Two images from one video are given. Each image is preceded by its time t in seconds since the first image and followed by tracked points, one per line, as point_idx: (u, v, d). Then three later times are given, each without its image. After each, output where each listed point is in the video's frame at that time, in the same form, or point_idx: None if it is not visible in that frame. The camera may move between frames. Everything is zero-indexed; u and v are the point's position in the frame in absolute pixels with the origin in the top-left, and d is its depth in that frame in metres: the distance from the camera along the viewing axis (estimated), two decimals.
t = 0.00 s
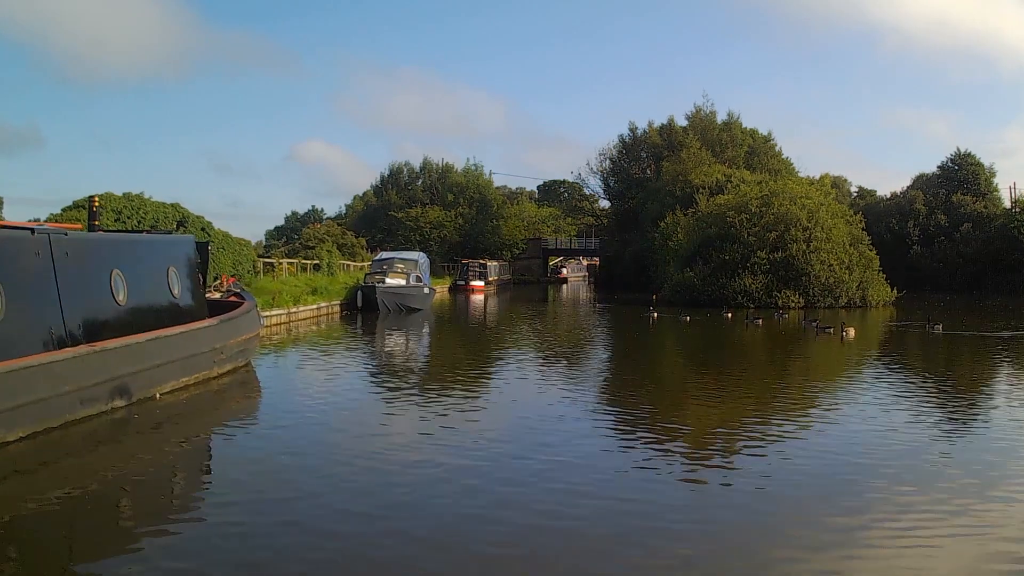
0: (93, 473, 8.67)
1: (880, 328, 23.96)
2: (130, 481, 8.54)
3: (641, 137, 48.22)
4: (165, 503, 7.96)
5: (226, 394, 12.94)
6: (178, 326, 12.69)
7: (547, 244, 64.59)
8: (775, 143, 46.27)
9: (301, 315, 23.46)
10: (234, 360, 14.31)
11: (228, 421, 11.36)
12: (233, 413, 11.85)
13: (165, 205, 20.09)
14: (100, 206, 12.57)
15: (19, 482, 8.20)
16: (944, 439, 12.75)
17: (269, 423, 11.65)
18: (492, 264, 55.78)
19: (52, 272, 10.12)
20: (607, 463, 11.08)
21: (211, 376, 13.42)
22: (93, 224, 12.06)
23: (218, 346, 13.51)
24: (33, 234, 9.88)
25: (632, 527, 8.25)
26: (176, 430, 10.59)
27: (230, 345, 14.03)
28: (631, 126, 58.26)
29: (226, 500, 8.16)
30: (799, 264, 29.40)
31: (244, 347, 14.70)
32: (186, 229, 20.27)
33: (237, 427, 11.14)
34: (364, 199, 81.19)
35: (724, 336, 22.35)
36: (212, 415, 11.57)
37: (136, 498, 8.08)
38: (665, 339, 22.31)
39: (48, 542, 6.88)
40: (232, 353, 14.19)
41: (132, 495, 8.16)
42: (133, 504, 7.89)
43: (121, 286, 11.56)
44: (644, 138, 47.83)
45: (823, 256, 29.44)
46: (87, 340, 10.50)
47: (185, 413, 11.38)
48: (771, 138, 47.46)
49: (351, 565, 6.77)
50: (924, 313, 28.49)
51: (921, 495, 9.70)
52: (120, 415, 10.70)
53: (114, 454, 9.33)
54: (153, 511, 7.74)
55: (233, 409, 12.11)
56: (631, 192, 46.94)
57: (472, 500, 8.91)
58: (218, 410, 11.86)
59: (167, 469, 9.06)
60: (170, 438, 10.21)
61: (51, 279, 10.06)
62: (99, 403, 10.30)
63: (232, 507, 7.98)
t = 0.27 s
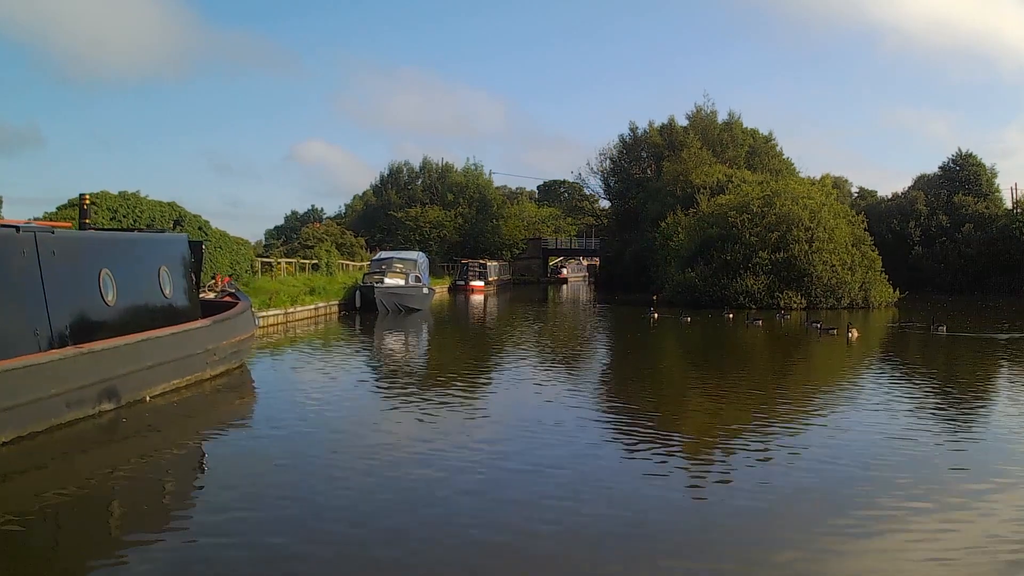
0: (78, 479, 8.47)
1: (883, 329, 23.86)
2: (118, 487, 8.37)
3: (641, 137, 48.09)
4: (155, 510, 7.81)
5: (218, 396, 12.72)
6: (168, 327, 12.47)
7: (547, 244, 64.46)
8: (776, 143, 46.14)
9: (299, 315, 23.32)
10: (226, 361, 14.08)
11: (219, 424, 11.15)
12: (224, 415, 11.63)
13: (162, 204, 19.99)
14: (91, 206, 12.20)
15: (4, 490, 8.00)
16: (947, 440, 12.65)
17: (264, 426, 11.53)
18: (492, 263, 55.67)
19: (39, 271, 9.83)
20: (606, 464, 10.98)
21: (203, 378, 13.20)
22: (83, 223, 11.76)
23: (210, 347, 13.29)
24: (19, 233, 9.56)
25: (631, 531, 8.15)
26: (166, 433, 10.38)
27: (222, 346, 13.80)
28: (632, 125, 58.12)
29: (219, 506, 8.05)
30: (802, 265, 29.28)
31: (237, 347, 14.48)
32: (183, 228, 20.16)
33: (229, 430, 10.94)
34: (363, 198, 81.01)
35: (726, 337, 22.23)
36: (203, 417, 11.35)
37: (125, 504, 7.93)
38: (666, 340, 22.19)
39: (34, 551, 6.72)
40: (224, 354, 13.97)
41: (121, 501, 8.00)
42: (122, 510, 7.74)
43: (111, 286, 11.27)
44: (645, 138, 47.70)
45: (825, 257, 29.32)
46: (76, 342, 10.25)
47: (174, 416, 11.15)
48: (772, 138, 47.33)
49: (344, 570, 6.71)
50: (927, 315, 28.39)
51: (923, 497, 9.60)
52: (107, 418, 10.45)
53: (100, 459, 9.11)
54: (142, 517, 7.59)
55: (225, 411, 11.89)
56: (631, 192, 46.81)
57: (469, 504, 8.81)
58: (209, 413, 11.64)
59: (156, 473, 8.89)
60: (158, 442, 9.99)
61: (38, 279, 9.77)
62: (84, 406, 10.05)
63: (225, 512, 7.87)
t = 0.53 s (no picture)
0: (64, 486, 8.24)
1: (885, 330, 23.75)
2: (108, 492, 8.18)
3: (642, 136, 47.98)
4: (147, 515, 7.65)
5: (210, 399, 12.50)
6: (161, 327, 12.26)
7: (547, 244, 64.29)
8: (776, 143, 46.01)
9: (296, 315, 23.17)
10: (219, 363, 13.86)
11: (211, 428, 10.93)
12: (217, 419, 11.41)
13: (158, 203, 19.88)
14: (80, 203, 11.83)
15: None
16: (949, 441, 12.57)
17: (260, 427, 11.41)
18: (491, 263, 55.54)
19: (23, 272, 9.55)
20: (606, 465, 10.86)
21: (195, 380, 12.97)
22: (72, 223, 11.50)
23: (203, 348, 13.07)
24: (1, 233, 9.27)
25: (632, 534, 8.04)
26: (156, 437, 10.16)
27: (215, 348, 13.58)
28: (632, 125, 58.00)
29: (213, 509, 7.93)
30: (804, 265, 29.15)
31: (230, 349, 14.25)
32: (179, 228, 20.06)
33: (222, 433, 10.74)
34: (363, 198, 80.84)
35: (727, 337, 22.12)
36: (194, 421, 11.12)
37: (116, 509, 7.75)
38: (667, 340, 22.06)
39: (23, 557, 6.57)
40: (217, 356, 13.74)
41: (112, 505, 7.83)
42: (112, 515, 7.57)
43: (99, 287, 10.99)
44: (645, 137, 47.59)
45: (827, 257, 29.20)
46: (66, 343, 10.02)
47: (164, 420, 10.93)
48: (773, 138, 47.21)
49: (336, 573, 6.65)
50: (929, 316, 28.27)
51: (927, 499, 9.50)
52: (94, 422, 10.20)
53: (87, 464, 8.88)
54: (133, 522, 7.43)
55: (217, 415, 11.66)
56: (632, 192, 46.70)
57: (468, 506, 8.70)
58: (201, 417, 11.41)
59: (147, 478, 8.69)
60: (147, 446, 9.76)
61: (21, 280, 9.48)
62: (71, 410, 9.80)
63: (220, 515, 7.76)
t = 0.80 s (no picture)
0: (47, 492, 8.03)
1: (887, 331, 23.64)
2: (95, 497, 8.00)
3: (642, 136, 47.88)
4: (135, 520, 7.48)
5: (201, 402, 12.29)
6: (152, 328, 12.09)
7: (547, 244, 64.19)
8: (777, 143, 45.89)
9: (294, 316, 23.04)
10: (211, 366, 13.65)
11: (201, 432, 10.72)
12: (207, 422, 11.21)
13: (154, 202, 19.77)
14: (68, 200, 11.37)
15: None
16: (951, 442, 12.47)
17: (254, 429, 11.27)
18: (491, 263, 55.42)
19: (9, 272, 9.35)
20: (605, 466, 10.73)
21: (186, 383, 12.76)
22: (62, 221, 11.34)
23: (195, 350, 12.86)
24: None
25: (631, 536, 7.91)
26: (145, 442, 9.95)
27: (207, 349, 13.36)
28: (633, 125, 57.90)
29: (205, 512, 7.79)
30: (805, 265, 29.05)
31: (223, 351, 14.04)
32: (176, 227, 19.95)
33: (213, 437, 10.54)
34: (362, 197, 80.67)
35: (729, 338, 22.01)
36: (184, 425, 10.90)
37: (103, 514, 7.57)
38: (668, 341, 21.93)
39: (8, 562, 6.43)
40: (209, 358, 13.53)
41: (102, 509, 7.70)
42: (99, 520, 7.40)
43: (87, 288, 10.78)
44: (646, 137, 47.50)
45: (829, 257, 29.09)
46: (54, 344, 9.84)
47: (153, 424, 10.71)
48: (774, 138, 47.10)
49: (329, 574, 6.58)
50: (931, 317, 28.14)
51: (930, 501, 9.37)
52: (79, 427, 9.97)
53: (72, 470, 8.67)
54: (121, 527, 7.27)
55: (209, 418, 11.46)
56: (632, 192, 46.61)
57: (464, 508, 8.57)
58: (191, 420, 11.20)
59: (135, 483, 8.51)
60: (134, 451, 9.55)
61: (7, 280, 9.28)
62: (56, 414, 9.56)
63: (212, 519, 7.62)
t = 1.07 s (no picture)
0: (34, 500, 7.82)
1: (889, 331, 23.53)
2: (84, 504, 7.80)
3: (642, 136, 47.78)
4: (126, 526, 7.32)
5: (194, 406, 12.02)
6: (148, 329, 11.89)
7: (547, 244, 64.07)
8: (778, 142, 45.80)
9: (291, 316, 22.93)
10: (205, 368, 13.37)
11: (194, 436, 10.47)
12: (201, 426, 10.95)
13: (151, 201, 19.65)
14: (61, 199, 11.15)
15: None
16: (955, 443, 12.38)
17: (249, 430, 11.18)
18: (491, 263, 55.31)
19: None
20: (604, 466, 10.66)
21: (179, 386, 12.48)
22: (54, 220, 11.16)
23: (190, 352, 12.58)
24: None
25: (631, 537, 7.83)
26: (138, 446, 9.77)
27: (202, 351, 13.07)
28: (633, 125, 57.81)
29: (199, 516, 7.68)
30: (807, 265, 28.95)
31: (217, 352, 13.75)
32: (173, 226, 19.83)
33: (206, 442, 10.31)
34: (361, 197, 80.52)
35: (730, 338, 21.91)
36: (176, 430, 10.64)
37: (92, 520, 7.42)
38: (668, 341, 21.86)
39: None
40: (203, 360, 13.24)
41: (95, 514, 7.56)
42: (89, 526, 7.25)
43: (76, 287, 10.55)
44: (646, 137, 47.40)
45: (831, 257, 28.98)
46: (45, 346, 9.64)
47: (144, 429, 10.43)
48: (775, 137, 47.01)
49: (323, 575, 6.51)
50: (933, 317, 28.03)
51: (932, 502, 9.28)
52: (67, 433, 9.68)
53: (60, 477, 8.45)
54: (111, 534, 7.11)
55: (202, 422, 11.19)
56: (632, 192, 46.53)
57: (462, 508, 8.50)
58: (184, 425, 10.94)
59: (124, 488, 8.33)
60: (123, 457, 9.29)
61: None
62: (43, 419, 9.29)
63: (205, 522, 7.52)
